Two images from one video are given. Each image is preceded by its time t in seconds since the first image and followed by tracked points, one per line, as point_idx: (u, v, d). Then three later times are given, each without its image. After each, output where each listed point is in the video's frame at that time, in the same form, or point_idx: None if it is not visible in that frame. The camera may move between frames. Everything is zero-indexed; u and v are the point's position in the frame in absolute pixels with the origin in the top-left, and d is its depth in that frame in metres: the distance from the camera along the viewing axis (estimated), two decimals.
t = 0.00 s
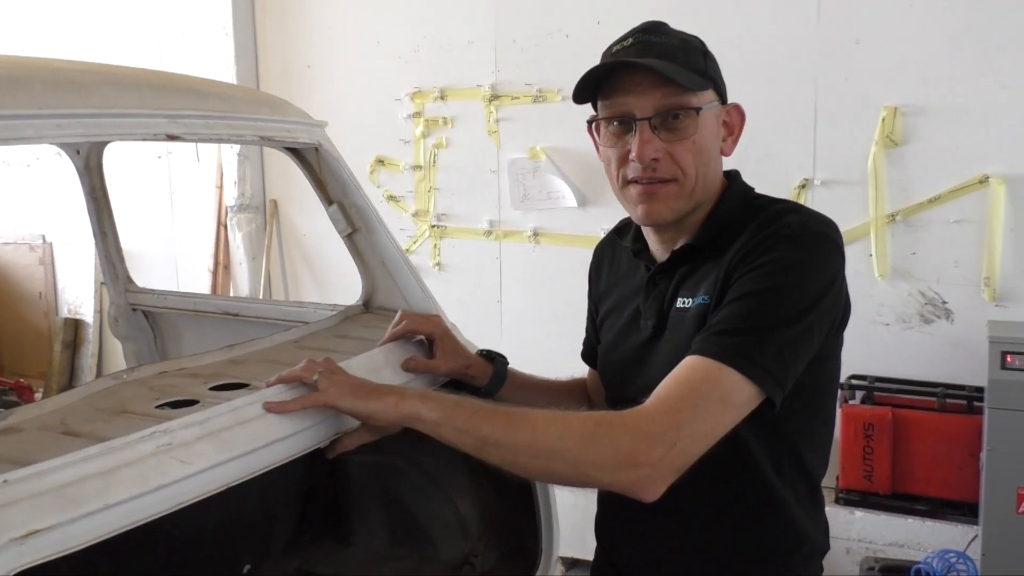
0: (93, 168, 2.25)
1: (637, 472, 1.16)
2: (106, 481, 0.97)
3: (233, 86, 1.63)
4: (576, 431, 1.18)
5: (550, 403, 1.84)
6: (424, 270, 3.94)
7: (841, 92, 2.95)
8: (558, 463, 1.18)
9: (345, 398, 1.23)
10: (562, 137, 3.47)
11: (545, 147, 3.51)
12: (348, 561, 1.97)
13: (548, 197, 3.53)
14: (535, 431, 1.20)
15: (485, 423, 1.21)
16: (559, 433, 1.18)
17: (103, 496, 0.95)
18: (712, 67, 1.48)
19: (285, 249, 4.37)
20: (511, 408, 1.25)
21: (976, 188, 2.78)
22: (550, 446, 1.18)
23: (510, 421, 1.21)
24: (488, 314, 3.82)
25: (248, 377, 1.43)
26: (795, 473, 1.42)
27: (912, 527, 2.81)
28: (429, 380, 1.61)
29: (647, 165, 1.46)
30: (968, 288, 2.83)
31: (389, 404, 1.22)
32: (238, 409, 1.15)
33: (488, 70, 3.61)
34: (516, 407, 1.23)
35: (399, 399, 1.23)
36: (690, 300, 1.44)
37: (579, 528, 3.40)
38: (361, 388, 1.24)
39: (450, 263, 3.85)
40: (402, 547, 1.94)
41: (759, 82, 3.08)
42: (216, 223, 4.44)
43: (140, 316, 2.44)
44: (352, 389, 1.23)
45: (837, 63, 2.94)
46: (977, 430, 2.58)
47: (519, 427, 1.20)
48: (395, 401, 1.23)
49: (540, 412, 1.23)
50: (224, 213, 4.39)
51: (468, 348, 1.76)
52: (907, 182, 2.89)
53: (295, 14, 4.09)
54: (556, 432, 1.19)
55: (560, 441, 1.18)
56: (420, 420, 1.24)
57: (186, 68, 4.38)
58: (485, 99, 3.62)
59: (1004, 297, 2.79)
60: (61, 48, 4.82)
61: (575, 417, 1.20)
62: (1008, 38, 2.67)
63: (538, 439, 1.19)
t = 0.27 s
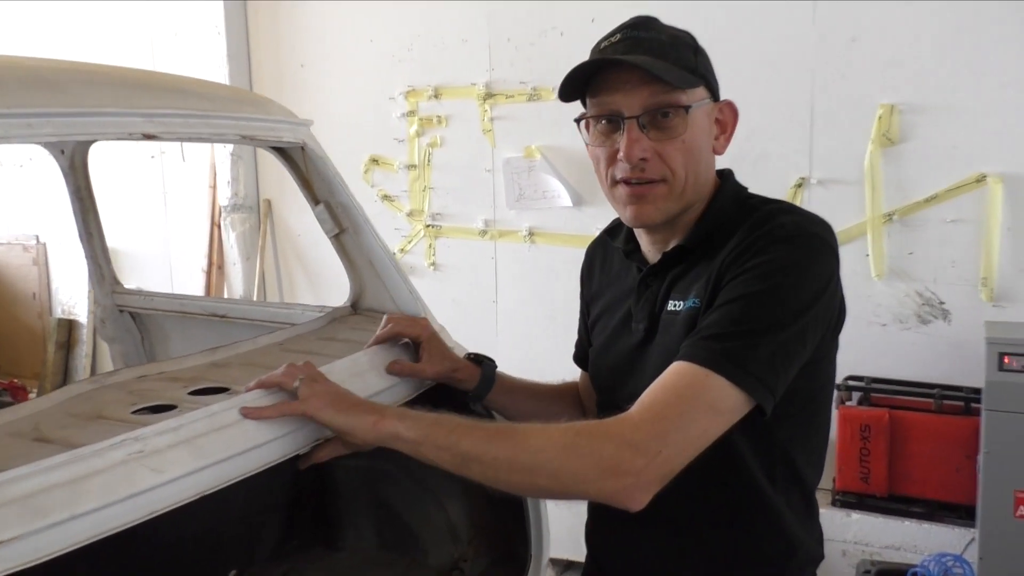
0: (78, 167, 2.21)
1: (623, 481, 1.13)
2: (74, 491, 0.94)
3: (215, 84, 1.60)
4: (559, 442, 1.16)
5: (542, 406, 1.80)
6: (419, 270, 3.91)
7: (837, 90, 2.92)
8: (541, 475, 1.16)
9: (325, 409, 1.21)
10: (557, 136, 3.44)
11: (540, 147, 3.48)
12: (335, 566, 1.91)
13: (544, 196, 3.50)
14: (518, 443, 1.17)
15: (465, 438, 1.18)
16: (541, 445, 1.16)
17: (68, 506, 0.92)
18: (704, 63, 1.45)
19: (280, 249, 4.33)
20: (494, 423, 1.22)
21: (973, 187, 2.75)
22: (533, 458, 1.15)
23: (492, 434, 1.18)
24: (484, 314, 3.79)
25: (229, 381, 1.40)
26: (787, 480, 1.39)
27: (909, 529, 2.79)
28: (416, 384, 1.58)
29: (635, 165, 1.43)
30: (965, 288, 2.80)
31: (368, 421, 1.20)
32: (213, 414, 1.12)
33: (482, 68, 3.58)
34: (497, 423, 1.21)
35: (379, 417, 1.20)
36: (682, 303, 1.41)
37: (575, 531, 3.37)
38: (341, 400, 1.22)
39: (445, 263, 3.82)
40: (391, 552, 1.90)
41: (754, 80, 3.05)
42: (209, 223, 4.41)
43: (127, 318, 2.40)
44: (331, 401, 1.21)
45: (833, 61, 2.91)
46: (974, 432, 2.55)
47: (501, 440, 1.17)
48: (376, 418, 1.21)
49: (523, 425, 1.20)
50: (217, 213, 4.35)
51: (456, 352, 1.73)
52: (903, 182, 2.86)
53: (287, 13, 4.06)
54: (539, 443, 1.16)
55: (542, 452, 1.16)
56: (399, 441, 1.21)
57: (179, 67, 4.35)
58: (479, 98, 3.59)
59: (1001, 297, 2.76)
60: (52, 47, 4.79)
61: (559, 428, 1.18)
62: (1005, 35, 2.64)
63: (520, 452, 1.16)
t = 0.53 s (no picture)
0: (74, 167, 2.19)
1: (614, 492, 1.11)
2: (52, 499, 0.91)
3: (207, 83, 1.58)
4: (551, 451, 1.14)
5: (540, 409, 1.77)
6: (422, 269, 3.88)
7: (843, 86, 2.88)
8: (532, 488, 1.14)
9: (313, 418, 1.19)
10: (560, 134, 3.40)
11: (543, 145, 3.45)
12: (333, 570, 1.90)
13: (548, 195, 3.47)
14: (509, 454, 1.15)
15: (457, 447, 1.17)
16: (533, 456, 1.14)
17: (48, 513, 0.90)
18: (706, 60, 1.41)
19: (283, 248, 4.32)
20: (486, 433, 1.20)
21: (982, 185, 2.71)
22: (525, 470, 1.14)
23: (484, 444, 1.17)
24: (488, 314, 3.76)
25: (220, 385, 1.38)
26: (787, 490, 1.36)
27: (917, 532, 2.73)
28: (411, 387, 1.55)
29: (634, 163, 1.40)
30: (974, 287, 2.76)
31: (357, 432, 1.19)
32: (198, 421, 1.11)
33: (485, 66, 3.55)
34: (489, 433, 1.19)
35: (369, 428, 1.19)
36: (680, 306, 1.38)
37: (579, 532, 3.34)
38: (330, 410, 1.21)
39: (449, 262, 3.80)
40: (387, 557, 1.89)
41: (759, 77, 3.01)
42: (213, 222, 4.39)
43: (124, 319, 2.38)
44: (320, 410, 1.20)
45: (839, 57, 2.87)
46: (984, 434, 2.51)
47: (492, 450, 1.16)
48: (365, 430, 1.20)
49: (516, 435, 1.19)
50: (221, 212, 4.34)
51: (452, 353, 1.71)
52: (911, 179, 2.82)
53: (289, 11, 4.03)
54: (532, 455, 1.14)
55: (535, 463, 1.14)
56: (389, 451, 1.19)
57: (182, 66, 4.34)
58: (483, 95, 3.56)
59: (1011, 296, 2.72)
60: (56, 47, 4.78)
61: (551, 438, 1.16)
62: (1014, 30, 2.59)
63: (512, 465, 1.15)
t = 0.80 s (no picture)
0: (76, 169, 2.19)
1: (611, 494, 1.10)
2: (38, 508, 0.92)
3: (205, 83, 1.58)
4: (549, 449, 1.12)
5: (540, 410, 1.77)
6: (429, 269, 3.86)
7: (852, 83, 2.84)
8: (528, 481, 1.12)
9: (305, 407, 1.19)
10: (567, 133, 3.38)
11: (550, 144, 3.43)
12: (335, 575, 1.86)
13: (554, 194, 3.45)
14: (504, 443, 1.14)
15: (453, 432, 1.15)
16: (530, 449, 1.12)
17: (36, 522, 0.91)
18: (714, 59, 1.38)
19: (290, 248, 4.31)
20: (483, 419, 1.19)
21: (994, 182, 2.67)
22: (521, 464, 1.12)
23: (480, 434, 1.15)
24: (495, 313, 3.74)
25: (217, 390, 1.36)
26: (792, 495, 1.34)
27: (929, 534, 2.69)
28: (410, 388, 1.54)
29: (638, 163, 1.37)
30: (986, 285, 2.72)
31: (354, 410, 1.18)
32: (190, 427, 1.11)
33: (491, 65, 3.53)
34: (487, 420, 1.17)
35: (365, 405, 1.18)
36: (683, 307, 1.36)
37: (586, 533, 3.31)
38: (322, 396, 1.20)
39: (455, 262, 3.78)
40: (390, 560, 1.84)
41: (766, 74, 2.98)
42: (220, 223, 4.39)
43: (127, 321, 2.38)
44: (311, 398, 1.19)
45: (847, 54, 2.84)
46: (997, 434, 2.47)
47: (487, 440, 1.14)
48: (361, 407, 1.19)
49: (513, 426, 1.17)
50: (228, 213, 4.33)
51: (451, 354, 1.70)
52: (921, 177, 2.78)
53: (295, 11, 4.03)
54: (528, 447, 1.13)
55: (531, 458, 1.12)
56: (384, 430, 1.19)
57: (189, 67, 4.34)
58: (489, 95, 3.54)
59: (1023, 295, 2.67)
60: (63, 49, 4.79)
61: (550, 432, 1.14)
62: None
63: (507, 455, 1.13)
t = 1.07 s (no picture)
0: (81, 170, 2.19)
1: (611, 498, 1.09)
2: (34, 513, 0.94)
3: (206, 85, 1.58)
4: (548, 453, 1.12)
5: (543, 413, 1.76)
6: (436, 270, 3.86)
7: (859, 81, 2.82)
8: (527, 484, 1.12)
9: (303, 410, 1.20)
10: (574, 133, 3.37)
11: (557, 144, 3.41)
12: None
13: (561, 194, 3.43)
14: (504, 445, 1.13)
15: (451, 436, 1.15)
16: (530, 453, 1.12)
17: (31, 528, 0.93)
18: (720, 55, 1.37)
19: (297, 249, 4.31)
20: (482, 422, 1.19)
21: (1004, 180, 2.64)
22: (521, 467, 1.12)
23: (479, 437, 1.15)
24: (502, 314, 3.73)
25: (217, 392, 1.36)
26: (795, 499, 1.32)
27: (939, 535, 2.63)
28: (411, 390, 1.53)
29: (640, 156, 1.36)
30: (996, 285, 2.69)
31: (352, 414, 1.19)
32: (187, 431, 1.13)
33: (497, 65, 3.52)
34: (486, 424, 1.17)
35: (363, 410, 1.19)
36: (686, 309, 1.34)
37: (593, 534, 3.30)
38: (319, 400, 1.21)
39: (462, 263, 3.77)
40: (392, 563, 1.83)
41: (773, 73, 2.96)
42: (227, 224, 4.39)
43: (132, 322, 2.38)
44: (308, 401, 1.20)
45: (855, 52, 2.81)
46: (1007, 435, 2.45)
47: (486, 443, 1.14)
48: (359, 411, 1.19)
49: (513, 429, 1.17)
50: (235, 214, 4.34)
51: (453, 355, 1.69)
52: (930, 176, 2.76)
53: (302, 13, 4.03)
54: (528, 450, 1.12)
55: (531, 461, 1.12)
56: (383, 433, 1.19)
57: (196, 68, 4.34)
58: (495, 95, 3.53)
59: None
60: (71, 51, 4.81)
61: (550, 435, 1.14)
62: None
63: (506, 457, 1.13)
